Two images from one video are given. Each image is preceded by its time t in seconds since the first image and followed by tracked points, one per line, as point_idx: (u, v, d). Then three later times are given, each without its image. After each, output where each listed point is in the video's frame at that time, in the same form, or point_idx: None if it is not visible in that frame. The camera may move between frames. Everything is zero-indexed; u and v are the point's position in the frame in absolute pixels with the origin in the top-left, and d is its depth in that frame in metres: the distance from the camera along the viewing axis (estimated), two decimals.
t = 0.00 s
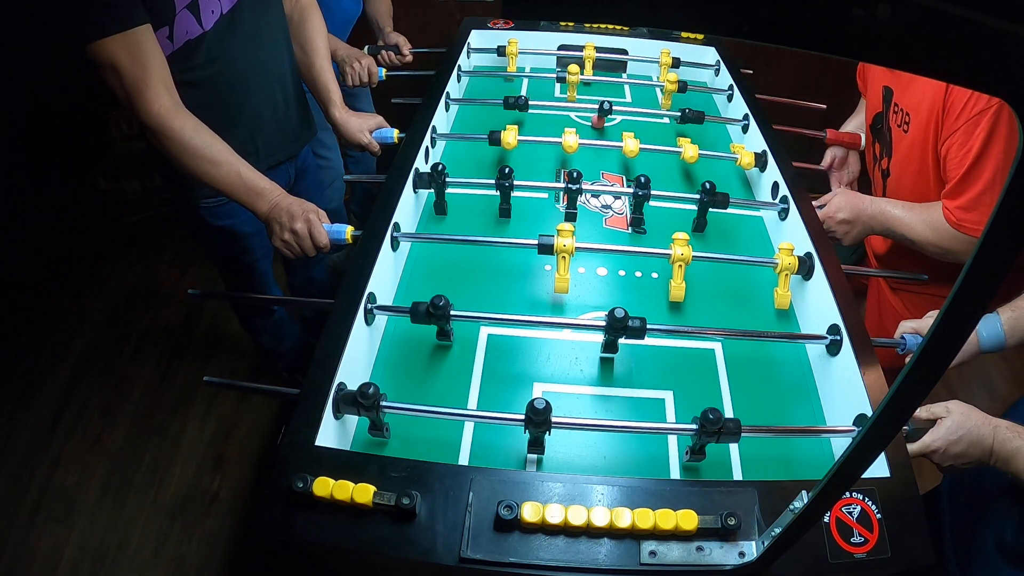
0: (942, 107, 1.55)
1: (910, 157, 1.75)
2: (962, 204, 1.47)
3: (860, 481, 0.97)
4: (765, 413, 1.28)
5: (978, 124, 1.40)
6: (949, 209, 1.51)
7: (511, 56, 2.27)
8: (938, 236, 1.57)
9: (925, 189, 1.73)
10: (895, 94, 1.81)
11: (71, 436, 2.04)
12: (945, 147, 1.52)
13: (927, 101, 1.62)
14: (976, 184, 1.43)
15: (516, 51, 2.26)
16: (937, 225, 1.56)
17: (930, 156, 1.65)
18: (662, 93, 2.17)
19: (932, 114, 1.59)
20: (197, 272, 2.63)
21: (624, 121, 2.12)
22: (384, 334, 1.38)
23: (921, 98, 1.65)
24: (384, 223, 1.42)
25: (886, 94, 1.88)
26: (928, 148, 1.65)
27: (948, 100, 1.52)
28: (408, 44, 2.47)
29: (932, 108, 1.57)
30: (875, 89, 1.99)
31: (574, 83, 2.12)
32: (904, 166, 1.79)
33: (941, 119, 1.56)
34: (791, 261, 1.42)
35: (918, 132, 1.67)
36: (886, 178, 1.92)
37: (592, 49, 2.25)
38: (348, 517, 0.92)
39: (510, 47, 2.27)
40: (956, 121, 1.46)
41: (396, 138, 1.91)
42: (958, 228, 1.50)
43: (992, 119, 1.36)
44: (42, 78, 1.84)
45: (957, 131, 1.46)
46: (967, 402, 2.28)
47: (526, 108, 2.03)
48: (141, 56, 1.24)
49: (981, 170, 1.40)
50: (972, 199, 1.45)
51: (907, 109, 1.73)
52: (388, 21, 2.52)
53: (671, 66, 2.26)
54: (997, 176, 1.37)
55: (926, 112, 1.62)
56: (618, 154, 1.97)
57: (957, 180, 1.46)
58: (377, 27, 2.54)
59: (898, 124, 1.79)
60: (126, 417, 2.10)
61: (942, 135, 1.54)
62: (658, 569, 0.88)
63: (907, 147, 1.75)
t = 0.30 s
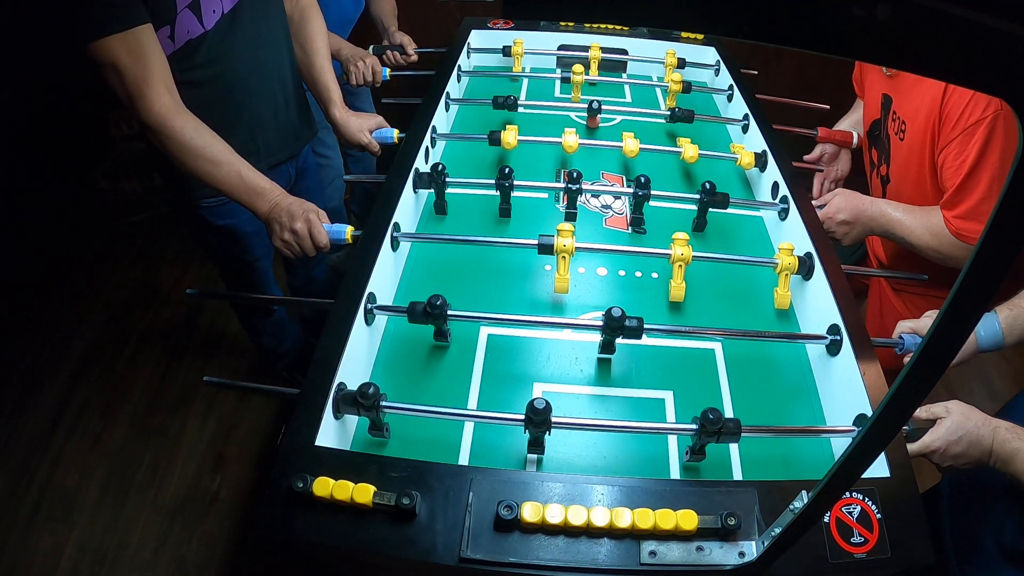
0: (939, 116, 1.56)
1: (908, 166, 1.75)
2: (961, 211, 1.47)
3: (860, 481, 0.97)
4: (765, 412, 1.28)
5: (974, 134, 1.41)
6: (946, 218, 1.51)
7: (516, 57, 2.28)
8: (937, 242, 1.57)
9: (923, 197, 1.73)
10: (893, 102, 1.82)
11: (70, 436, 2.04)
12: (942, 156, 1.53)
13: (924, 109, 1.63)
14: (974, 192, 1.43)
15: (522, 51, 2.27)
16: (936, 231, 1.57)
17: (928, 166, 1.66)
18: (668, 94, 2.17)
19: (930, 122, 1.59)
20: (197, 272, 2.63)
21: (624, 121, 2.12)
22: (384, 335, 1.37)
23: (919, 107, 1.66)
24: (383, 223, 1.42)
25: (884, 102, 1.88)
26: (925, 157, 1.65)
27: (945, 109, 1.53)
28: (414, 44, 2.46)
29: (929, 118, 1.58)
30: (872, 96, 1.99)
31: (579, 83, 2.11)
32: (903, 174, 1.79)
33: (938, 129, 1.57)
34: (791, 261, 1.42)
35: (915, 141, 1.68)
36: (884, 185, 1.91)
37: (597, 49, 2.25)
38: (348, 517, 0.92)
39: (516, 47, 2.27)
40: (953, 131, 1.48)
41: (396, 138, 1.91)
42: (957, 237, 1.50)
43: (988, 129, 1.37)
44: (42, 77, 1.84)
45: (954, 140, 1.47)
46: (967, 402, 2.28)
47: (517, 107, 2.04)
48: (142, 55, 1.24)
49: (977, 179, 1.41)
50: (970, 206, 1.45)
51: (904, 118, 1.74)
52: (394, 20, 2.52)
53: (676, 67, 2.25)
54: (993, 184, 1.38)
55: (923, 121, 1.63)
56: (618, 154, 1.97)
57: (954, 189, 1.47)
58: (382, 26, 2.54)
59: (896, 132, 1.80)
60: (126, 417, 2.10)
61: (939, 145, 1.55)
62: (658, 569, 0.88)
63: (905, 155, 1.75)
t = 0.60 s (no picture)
0: (938, 119, 1.56)
1: (908, 169, 1.75)
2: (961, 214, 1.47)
3: (860, 481, 0.97)
4: (765, 412, 1.28)
5: (973, 137, 1.41)
6: (947, 220, 1.51)
7: (528, 56, 2.26)
8: (938, 243, 1.57)
9: (924, 200, 1.73)
10: (892, 105, 1.82)
11: (71, 436, 2.04)
12: (941, 159, 1.53)
13: (923, 112, 1.63)
14: (975, 194, 1.43)
15: (532, 51, 2.25)
16: (937, 233, 1.56)
17: (928, 168, 1.66)
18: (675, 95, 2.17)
19: (929, 125, 1.60)
20: (197, 272, 2.63)
21: (625, 121, 2.12)
22: (384, 335, 1.37)
23: (918, 109, 1.66)
24: (383, 223, 1.42)
25: (883, 105, 1.88)
26: (925, 159, 1.65)
27: (943, 112, 1.53)
28: (423, 43, 2.46)
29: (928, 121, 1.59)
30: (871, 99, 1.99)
31: (586, 83, 2.10)
32: (902, 176, 1.79)
33: (937, 132, 1.57)
34: (791, 261, 1.42)
35: (914, 144, 1.68)
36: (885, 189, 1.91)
37: (608, 49, 2.24)
38: (348, 517, 0.92)
39: (527, 47, 2.26)
40: (951, 134, 1.48)
41: (396, 138, 1.91)
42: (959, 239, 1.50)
43: (986, 131, 1.37)
44: (42, 77, 1.84)
45: (953, 143, 1.47)
46: (967, 402, 2.28)
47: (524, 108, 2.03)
48: (143, 55, 1.24)
49: (977, 182, 1.41)
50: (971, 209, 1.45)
51: (903, 121, 1.74)
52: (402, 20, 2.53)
53: (687, 68, 2.24)
54: (992, 187, 1.38)
55: (922, 124, 1.63)
56: (618, 154, 1.97)
57: (954, 191, 1.47)
58: (389, 26, 2.55)
59: (895, 135, 1.80)
60: (126, 417, 2.10)
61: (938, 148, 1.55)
62: (658, 569, 0.88)
63: (904, 158, 1.75)
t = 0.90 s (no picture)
0: (939, 118, 1.56)
1: (909, 167, 1.75)
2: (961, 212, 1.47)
3: (860, 481, 0.97)
4: (765, 412, 1.28)
5: (974, 136, 1.41)
6: (947, 219, 1.52)
7: (511, 56, 2.27)
8: (938, 242, 1.57)
9: (925, 198, 1.73)
10: (893, 103, 1.82)
11: (71, 436, 2.04)
12: (942, 158, 1.53)
13: (924, 111, 1.63)
14: (974, 193, 1.43)
15: (515, 51, 2.26)
16: (937, 232, 1.57)
17: (928, 167, 1.66)
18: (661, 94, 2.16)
19: (930, 125, 1.60)
20: (197, 272, 2.63)
21: (624, 121, 2.12)
22: (384, 335, 1.37)
23: (919, 108, 1.66)
24: (383, 223, 1.42)
25: (884, 104, 1.88)
26: (926, 158, 1.65)
27: (945, 111, 1.53)
28: (408, 43, 2.46)
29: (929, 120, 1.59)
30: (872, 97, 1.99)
31: (571, 83, 2.11)
32: (903, 175, 1.79)
33: (938, 131, 1.57)
34: (791, 261, 1.42)
35: (915, 144, 1.68)
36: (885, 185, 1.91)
37: (592, 49, 2.25)
38: (348, 517, 0.92)
39: (510, 47, 2.27)
40: (953, 133, 1.48)
41: (396, 138, 1.91)
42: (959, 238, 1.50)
43: (988, 131, 1.37)
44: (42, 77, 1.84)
45: (954, 142, 1.47)
46: (967, 402, 2.28)
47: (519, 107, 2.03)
48: (143, 55, 1.24)
49: (978, 181, 1.41)
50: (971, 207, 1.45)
51: (904, 120, 1.74)
52: (390, 21, 2.53)
53: (671, 66, 2.26)
54: (992, 186, 1.38)
55: (923, 124, 1.63)
56: (618, 154, 1.97)
57: (954, 191, 1.47)
58: (378, 27, 2.55)
59: (896, 133, 1.80)
60: (126, 417, 2.10)
61: (939, 147, 1.55)
62: (658, 569, 0.88)
63: (905, 157, 1.76)
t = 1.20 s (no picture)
0: (944, 114, 1.56)
1: (914, 164, 1.75)
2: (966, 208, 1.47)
3: (860, 481, 0.97)
4: (765, 413, 1.28)
5: (981, 131, 1.41)
6: (949, 216, 1.51)
7: (511, 56, 2.27)
8: (940, 239, 1.57)
9: (931, 195, 1.73)
10: (897, 101, 1.82)
11: (71, 436, 2.04)
12: (946, 154, 1.53)
13: (929, 107, 1.63)
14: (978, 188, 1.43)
15: (518, 51, 2.26)
16: (939, 230, 1.57)
17: (934, 164, 1.66)
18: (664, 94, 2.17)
19: (935, 120, 1.60)
20: (197, 272, 2.63)
21: (624, 121, 2.12)
22: (384, 335, 1.37)
23: (923, 104, 1.66)
24: (383, 224, 1.42)
25: (889, 102, 1.88)
26: (931, 155, 1.65)
27: (950, 107, 1.53)
28: (409, 44, 2.47)
29: (934, 115, 1.59)
30: (877, 96, 1.99)
31: (573, 83, 2.12)
32: (908, 173, 1.79)
33: (943, 127, 1.57)
34: (791, 261, 1.42)
35: (919, 140, 1.68)
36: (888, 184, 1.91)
37: (595, 49, 2.24)
38: (348, 517, 0.92)
39: (510, 47, 2.27)
40: (959, 128, 1.48)
41: (396, 138, 1.91)
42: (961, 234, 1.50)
43: (994, 125, 1.37)
44: (42, 77, 1.84)
45: (959, 137, 1.47)
46: (967, 402, 2.28)
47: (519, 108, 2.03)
48: (143, 55, 1.24)
49: (982, 176, 1.41)
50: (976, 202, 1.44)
51: (908, 116, 1.74)
52: (392, 20, 2.53)
53: (672, 67, 2.25)
54: (997, 180, 1.38)
55: (928, 119, 1.63)
56: (618, 154, 1.97)
57: (957, 186, 1.47)
58: (381, 26, 2.55)
59: (900, 131, 1.80)
60: (127, 417, 2.10)
61: (944, 143, 1.55)
62: (658, 569, 0.88)
63: (909, 154, 1.75)
